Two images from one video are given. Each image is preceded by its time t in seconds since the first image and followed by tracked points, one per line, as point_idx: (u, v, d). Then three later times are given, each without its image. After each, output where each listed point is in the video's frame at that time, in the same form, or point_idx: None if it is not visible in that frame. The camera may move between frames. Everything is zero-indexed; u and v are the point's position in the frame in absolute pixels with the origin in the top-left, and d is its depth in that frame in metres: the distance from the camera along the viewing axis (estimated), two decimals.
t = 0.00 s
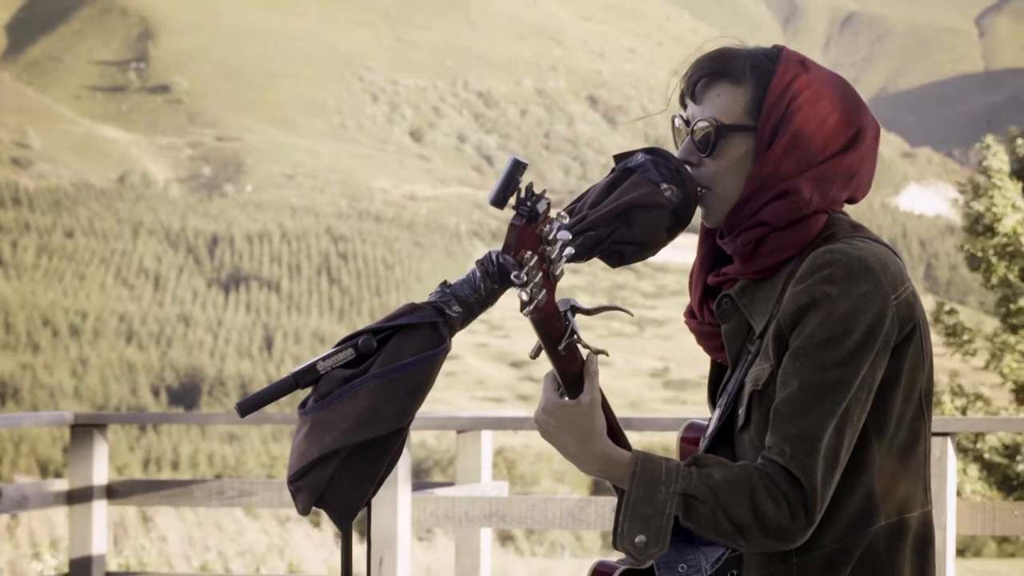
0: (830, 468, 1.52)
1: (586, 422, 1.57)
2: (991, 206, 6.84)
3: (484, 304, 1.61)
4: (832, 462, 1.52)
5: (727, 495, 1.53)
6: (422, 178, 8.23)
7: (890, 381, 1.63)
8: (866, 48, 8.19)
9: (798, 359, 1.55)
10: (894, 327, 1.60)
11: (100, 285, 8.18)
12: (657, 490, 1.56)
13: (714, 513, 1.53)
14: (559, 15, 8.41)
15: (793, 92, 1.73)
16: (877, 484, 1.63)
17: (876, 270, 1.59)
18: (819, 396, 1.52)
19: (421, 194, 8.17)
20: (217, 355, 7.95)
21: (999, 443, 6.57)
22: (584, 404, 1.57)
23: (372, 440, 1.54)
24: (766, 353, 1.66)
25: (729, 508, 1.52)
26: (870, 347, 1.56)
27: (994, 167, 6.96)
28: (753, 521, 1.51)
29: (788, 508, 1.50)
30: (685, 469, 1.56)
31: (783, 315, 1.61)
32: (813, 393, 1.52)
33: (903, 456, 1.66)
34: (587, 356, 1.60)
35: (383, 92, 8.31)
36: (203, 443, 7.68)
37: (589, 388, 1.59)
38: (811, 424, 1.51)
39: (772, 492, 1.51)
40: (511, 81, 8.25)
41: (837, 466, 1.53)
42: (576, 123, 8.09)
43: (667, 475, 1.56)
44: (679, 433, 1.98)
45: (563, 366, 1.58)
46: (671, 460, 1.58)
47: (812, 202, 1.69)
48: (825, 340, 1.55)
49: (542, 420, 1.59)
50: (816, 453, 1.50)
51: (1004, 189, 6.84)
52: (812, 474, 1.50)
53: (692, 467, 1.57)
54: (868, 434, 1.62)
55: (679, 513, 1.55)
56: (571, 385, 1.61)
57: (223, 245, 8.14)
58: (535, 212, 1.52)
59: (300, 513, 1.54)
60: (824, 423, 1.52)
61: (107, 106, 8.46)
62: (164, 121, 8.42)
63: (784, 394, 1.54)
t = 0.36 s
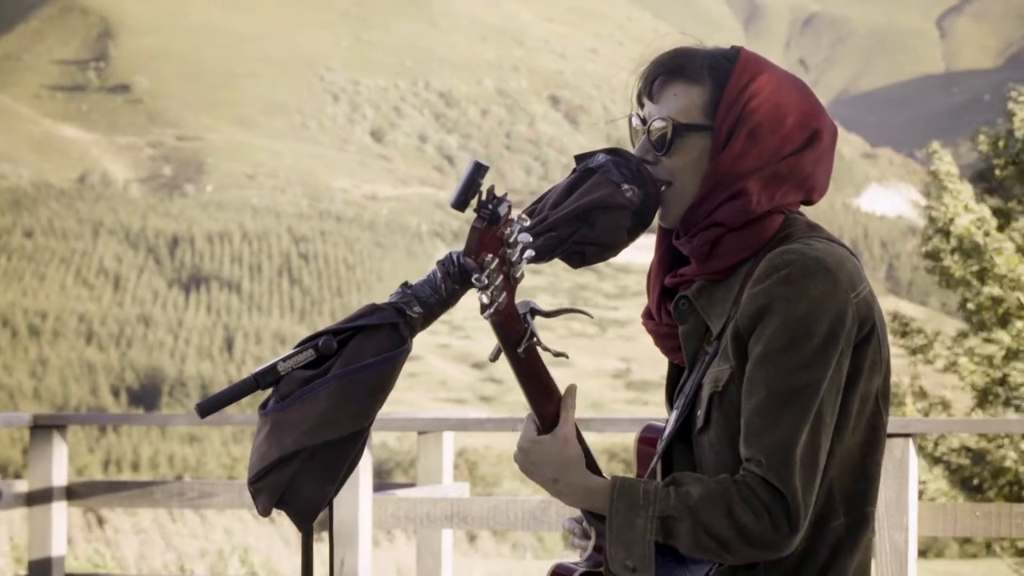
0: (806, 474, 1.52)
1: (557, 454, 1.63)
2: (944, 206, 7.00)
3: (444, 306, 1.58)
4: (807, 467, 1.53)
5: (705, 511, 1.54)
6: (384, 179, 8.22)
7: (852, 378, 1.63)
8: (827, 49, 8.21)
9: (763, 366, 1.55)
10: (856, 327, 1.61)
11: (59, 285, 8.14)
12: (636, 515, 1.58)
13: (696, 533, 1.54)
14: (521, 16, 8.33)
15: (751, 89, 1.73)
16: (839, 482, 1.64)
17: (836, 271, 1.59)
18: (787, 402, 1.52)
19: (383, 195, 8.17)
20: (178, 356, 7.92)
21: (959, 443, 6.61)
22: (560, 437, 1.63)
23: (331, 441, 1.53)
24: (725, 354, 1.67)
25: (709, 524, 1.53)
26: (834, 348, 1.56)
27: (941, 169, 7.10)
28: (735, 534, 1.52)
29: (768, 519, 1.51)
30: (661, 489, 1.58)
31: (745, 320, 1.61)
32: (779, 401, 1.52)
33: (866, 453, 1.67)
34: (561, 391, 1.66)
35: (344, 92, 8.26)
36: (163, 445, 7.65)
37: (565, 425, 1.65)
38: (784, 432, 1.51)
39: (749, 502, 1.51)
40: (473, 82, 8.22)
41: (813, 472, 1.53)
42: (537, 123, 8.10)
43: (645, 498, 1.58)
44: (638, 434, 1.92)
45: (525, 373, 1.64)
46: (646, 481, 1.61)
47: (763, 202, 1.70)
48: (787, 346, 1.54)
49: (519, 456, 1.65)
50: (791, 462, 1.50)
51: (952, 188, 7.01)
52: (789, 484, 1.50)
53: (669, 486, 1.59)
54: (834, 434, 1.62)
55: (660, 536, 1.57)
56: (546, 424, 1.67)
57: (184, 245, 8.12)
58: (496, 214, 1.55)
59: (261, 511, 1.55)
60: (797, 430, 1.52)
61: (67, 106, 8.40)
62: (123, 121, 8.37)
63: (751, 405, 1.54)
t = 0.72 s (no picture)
0: (759, 474, 1.55)
1: (509, 458, 1.64)
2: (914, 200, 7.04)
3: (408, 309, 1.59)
4: (761, 467, 1.56)
5: (655, 509, 1.57)
6: (350, 180, 8.17)
7: (810, 379, 1.66)
8: (794, 49, 8.19)
9: (719, 366, 1.58)
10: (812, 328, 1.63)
11: (24, 286, 8.12)
12: (587, 512, 1.60)
13: (646, 532, 1.58)
14: (485, 15, 8.30)
15: (711, 90, 1.74)
16: (795, 486, 1.67)
17: (793, 274, 1.62)
18: (742, 401, 1.56)
19: (347, 195, 8.13)
20: (142, 356, 7.92)
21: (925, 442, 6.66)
22: (512, 438, 1.65)
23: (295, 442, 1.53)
24: (681, 356, 1.68)
25: (659, 522, 1.57)
26: (789, 349, 1.58)
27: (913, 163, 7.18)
28: (686, 534, 1.55)
29: (717, 515, 1.54)
30: (612, 489, 1.61)
31: (701, 322, 1.63)
32: (733, 401, 1.55)
33: (822, 458, 1.70)
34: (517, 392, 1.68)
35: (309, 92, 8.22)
36: (128, 446, 7.62)
37: (520, 426, 1.67)
38: (736, 432, 1.54)
39: (700, 501, 1.55)
40: (439, 81, 8.23)
41: (767, 471, 1.56)
42: (503, 123, 8.11)
43: (596, 497, 1.61)
44: (597, 438, 1.91)
45: (476, 371, 1.64)
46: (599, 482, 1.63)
47: (724, 203, 1.71)
48: (742, 347, 1.57)
49: (474, 457, 1.66)
50: (743, 461, 1.54)
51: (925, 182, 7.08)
52: (741, 482, 1.53)
53: (621, 485, 1.62)
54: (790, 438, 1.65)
55: (609, 531, 1.60)
56: (500, 426, 1.68)
57: (148, 246, 8.08)
58: (442, 215, 1.57)
59: (224, 511, 1.54)
60: (750, 430, 1.55)
61: (31, 106, 8.38)
62: (87, 121, 8.33)
63: (707, 405, 1.57)
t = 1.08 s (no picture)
0: (736, 474, 1.55)
1: (487, 457, 1.64)
2: (902, 198, 6.90)
3: (387, 309, 1.57)
4: (738, 467, 1.55)
5: (631, 511, 1.57)
6: (329, 179, 8.18)
7: (787, 382, 1.66)
8: (773, 49, 8.24)
9: (697, 368, 1.58)
10: (790, 330, 1.63)
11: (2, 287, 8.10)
12: (563, 511, 1.60)
13: (622, 532, 1.58)
14: (465, 15, 8.33)
15: (690, 89, 1.74)
16: (773, 488, 1.67)
17: (772, 277, 1.62)
18: (719, 402, 1.55)
19: (327, 195, 8.12)
20: (122, 357, 7.90)
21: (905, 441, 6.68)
22: (490, 438, 1.65)
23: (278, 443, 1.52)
24: (660, 358, 1.68)
25: (636, 523, 1.57)
26: (767, 351, 1.58)
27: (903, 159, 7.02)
28: (663, 534, 1.55)
29: (695, 516, 1.54)
30: (589, 490, 1.61)
31: (679, 324, 1.63)
32: (710, 402, 1.55)
33: (801, 460, 1.70)
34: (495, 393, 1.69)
35: (288, 92, 8.23)
36: (107, 447, 7.60)
37: (497, 424, 1.68)
38: (714, 433, 1.54)
39: (678, 502, 1.55)
40: (418, 82, 8.20)
41: (744, 471, 1.56)
42: (483, 124, 8.09)
43: (573, 498, 1.60)
44: (576, 437, 1.91)
45: (455, 369, 1.65)
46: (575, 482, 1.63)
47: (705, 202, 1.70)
48: (720, 348, 1.57)
49: (452, 456, 1.67)
50: (721, 462, 1.54)
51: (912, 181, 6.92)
52: (719, 483, 1.53)
53: (598, 486, 1.62)
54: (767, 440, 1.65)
55: (584, 531, 1.60)
56: (478, 426, 1.69)
57: (127, 246, 8.05)
58: (420, 216, 1.56)
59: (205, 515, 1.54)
60: (727, 431, 1.55)
61: (7, 106, 8.34)
62: (66, 121, 8.31)
63: (684, 406, 1.57)
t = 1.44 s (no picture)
0: (727, 470, 1.49)
1: (477, 455, 1.58)
2: (880, 212, 6.89)
3: (374, 309, 1.54)
4: (729, 463, 1.50)
5: (619, 507, 1.51)
6: (316, 179, 8.17)
7: (779, 380, 1.61)
8: (763, 48, 8.25)
9: (689, 362, 1.52)
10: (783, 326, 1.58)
11: None
12: (553, 510, 1.55)
13: (612, 529, 1.52)
14: (451, 15, 8.37)
15: (678, 86, 1.71)
16: (766, 485, 1.61)
17: (766, 272, 1.57)
18: (712, 398, 1.50)
19: (314, 194, 8.12)
20: (106, 358, 7.82)
21: (895, 443, 6.65)
22: (480, 435, 1.58)
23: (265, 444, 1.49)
24: (652, 355, 1.65)
25: (625, 519, 1.51)
26: (760, 346, 1.53)
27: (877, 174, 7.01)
28: (652, 530, 1.49)
29: (685, 513, 1.48)
30: (579, 487, 1.55)
31: (672, 319, 1.58)
32: (702, 397, 1.50)
33: (794, 458, 1.64)
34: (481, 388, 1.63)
35: (275, 91, 8.21)
36: (90, 449, 7.58)
37: (486, 420, 1.61)
38: (704, 427, 1.49)
39: (667, 498, 1.49)
40: (405, 81, 8.25)
41: (735, 468, 1.50)
42: (469, 123, 8.12)
43: (563, 494, 1.55)
44: (563, 437, 1.89)
45: (443, 365, 1.59)
46: (564, 478, 1.58)
47: (694, 200, 1.68)
48: (712, 342, 1.52)
49: (440, 452, 1.60)
50: (712, 458, 1.48)
51: (889, 194, 6.90)
52: (709, 477, 1.47)
53: (587, 482, 1.56)
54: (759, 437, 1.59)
55: (576, 531, 1.55)
56: (467, 423, 1.62)
57: (111, 246, 7.98)
58: (409, 203, 1.50)
59: (188, 517, 1.50)
60: (719, 425, 1.49)
61: None
62: (50, 121, 8.22)
63: (676, 402, 1.52)
